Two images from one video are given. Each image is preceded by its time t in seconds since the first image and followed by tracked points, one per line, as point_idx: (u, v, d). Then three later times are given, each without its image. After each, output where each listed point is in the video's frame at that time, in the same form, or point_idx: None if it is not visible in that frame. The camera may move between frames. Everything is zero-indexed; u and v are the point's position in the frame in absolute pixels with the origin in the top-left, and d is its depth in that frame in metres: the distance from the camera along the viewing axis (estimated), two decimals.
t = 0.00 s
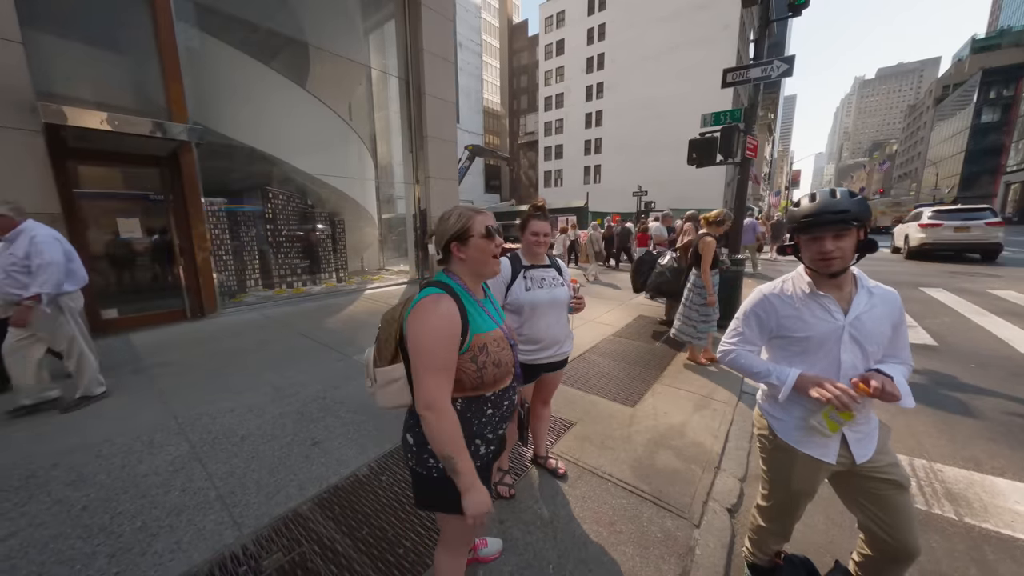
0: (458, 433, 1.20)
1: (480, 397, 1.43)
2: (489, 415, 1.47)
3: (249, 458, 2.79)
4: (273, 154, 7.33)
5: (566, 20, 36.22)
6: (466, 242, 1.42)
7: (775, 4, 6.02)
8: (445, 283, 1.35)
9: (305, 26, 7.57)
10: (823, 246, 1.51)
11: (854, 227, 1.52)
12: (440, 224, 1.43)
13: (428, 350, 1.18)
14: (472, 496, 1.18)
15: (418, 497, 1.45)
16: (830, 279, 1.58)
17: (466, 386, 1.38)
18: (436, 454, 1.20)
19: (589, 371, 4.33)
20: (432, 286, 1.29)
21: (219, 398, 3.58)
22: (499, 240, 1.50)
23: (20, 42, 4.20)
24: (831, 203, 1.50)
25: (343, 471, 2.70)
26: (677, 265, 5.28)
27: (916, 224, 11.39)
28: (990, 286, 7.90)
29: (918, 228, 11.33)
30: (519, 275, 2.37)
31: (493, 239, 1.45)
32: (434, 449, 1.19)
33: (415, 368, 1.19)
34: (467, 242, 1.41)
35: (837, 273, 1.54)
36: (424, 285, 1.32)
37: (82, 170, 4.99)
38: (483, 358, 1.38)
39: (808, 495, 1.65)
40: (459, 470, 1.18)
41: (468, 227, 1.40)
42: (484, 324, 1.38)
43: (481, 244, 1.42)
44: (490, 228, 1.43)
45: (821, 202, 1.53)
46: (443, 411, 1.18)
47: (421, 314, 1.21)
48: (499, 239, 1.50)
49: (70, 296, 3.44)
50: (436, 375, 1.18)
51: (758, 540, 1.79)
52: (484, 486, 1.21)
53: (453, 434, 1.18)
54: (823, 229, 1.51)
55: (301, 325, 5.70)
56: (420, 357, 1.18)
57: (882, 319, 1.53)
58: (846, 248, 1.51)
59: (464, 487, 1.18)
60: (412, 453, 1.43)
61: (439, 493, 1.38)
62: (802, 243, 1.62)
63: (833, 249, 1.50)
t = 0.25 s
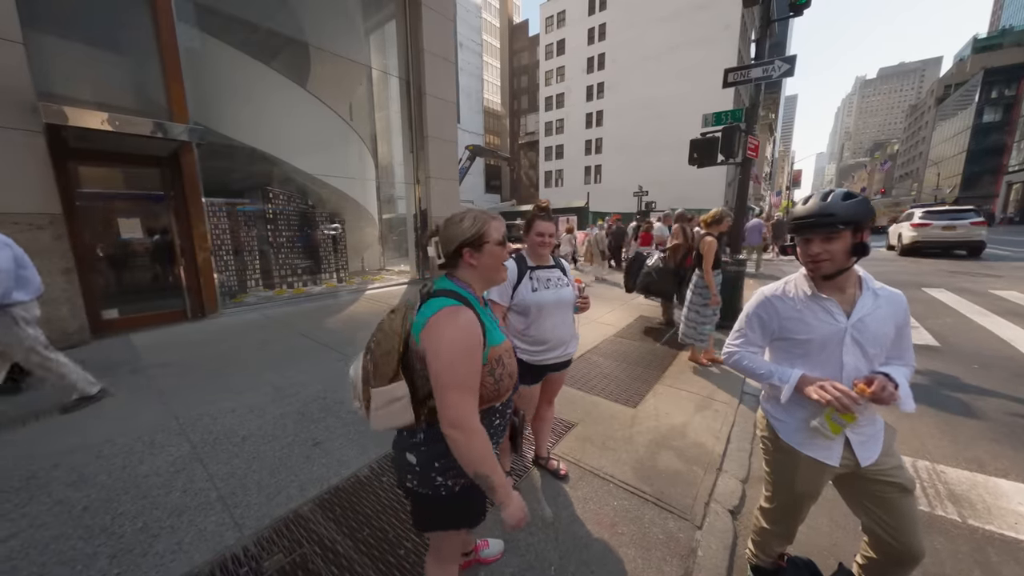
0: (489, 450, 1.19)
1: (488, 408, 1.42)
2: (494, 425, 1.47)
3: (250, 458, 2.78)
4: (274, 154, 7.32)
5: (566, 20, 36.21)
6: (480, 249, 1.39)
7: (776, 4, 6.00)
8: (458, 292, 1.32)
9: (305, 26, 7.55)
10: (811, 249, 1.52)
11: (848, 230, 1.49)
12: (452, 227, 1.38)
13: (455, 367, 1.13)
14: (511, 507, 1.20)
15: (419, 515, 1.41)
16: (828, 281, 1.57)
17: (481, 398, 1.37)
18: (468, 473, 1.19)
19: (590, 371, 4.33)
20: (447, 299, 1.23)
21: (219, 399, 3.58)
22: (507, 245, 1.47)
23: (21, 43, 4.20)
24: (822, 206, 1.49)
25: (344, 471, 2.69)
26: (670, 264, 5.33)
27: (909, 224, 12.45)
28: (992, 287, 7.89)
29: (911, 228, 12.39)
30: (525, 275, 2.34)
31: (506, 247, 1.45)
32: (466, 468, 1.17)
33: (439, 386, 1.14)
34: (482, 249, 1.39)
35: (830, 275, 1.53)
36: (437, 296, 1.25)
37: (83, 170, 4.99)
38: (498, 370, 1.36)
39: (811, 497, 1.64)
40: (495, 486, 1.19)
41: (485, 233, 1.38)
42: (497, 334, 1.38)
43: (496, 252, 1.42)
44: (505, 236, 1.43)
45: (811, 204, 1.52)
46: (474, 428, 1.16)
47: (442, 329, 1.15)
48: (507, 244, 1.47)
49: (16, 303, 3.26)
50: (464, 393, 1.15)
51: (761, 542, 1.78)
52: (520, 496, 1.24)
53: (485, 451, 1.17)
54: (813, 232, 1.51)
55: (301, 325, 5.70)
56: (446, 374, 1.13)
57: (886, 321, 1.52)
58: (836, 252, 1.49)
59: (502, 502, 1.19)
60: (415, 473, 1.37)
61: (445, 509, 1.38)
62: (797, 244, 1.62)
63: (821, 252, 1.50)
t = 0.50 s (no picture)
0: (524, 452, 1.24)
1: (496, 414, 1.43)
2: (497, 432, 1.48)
3: (253, 459, 2.77)
4: (274, 154, 7.31)
5: (568, 20, 36.19)
6: (496, 251, 1.40)
7: (780, 3, 5.97)
8: (475, 296, 1.31)
9: (307, 25, 7.53)
10: (820, 249, 1.49)
11: (859, 230, 1.45)
12: (468, 229, 1.36)
13: (492, 376, 1.12)
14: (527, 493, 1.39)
15: (423, 529, 1.38)
16: (839, 281, 1.54)
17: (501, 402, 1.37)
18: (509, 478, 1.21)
19: (594, 372, 4.30)
20: (471, 306, 1.20)
21: (222, 399, 3.56)
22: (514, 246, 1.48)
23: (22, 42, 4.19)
24: (832, 206, 1.46)
25: (347, 473, 2.67)
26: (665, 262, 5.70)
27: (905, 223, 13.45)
28: (997, 287, 7.85)
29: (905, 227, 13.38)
30: (533, 276, 2.32)
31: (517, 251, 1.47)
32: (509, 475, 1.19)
33: (475, 397, 1.13)
34: (501, 252, 1.40)
35: (839, 275, 1.51)
36: (457, 302, 1.22)
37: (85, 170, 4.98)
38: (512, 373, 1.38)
39: (824, 501, 1.61)
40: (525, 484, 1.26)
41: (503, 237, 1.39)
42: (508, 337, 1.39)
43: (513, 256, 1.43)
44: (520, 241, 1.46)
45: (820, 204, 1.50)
46: (517, 434, 1.18)
47: (474, 337, 1.14)
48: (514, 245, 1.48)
49: None
50: (504, 400, 1.15)
51: (771, 545, 1.76)
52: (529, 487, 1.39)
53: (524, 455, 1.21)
54: (821, 232, 1.49)
55: (303, 326, 5.68)
56: (488, 385, 1.12)
57: (901, 320, 1.49)
58: (845, 252, 1.47)
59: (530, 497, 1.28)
60: (423, 488, 1.33)
61: (454, 519, 1.37)
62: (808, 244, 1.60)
63: (831, 252, 1.48)
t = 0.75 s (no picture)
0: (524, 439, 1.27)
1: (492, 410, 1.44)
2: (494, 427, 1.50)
3: (254, 459, 2.77)
4: (275, 153, 7.27)
5: (569, 20, 36.15)
6: (473, 251, 1.40)
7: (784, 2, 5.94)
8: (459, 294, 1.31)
9: (309, 25, 7.52)
10: (822, 249, 1.48)
11: (862, 229, 1.44)
12: (443, 229, 1.35)
13: (485, 371, 1.13)
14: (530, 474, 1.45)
15: (430, 532, 1.37)
16: (844, 280, 1.52)
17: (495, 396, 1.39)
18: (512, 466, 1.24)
19: (595, 372, 4.29)
20: (457, 305, 1.20)
21: (223, 399, 3.56)
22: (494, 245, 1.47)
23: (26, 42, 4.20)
24: (833, 206, 1.45)
25: (348, 473, 2.67)
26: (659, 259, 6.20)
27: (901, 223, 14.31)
28: (1002, 288, 7.80)
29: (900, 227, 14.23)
30: (535, 276, 2.29)
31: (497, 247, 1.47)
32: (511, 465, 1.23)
33: (471, 394, 1.14)
34: (477, 251, 1.39)
35: (843, 275, 1.49)
36: (442, 303, 1.21)
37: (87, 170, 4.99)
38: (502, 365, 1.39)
39: (828, 503, 1.60)
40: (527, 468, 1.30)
41: (480, 235, 1.38)
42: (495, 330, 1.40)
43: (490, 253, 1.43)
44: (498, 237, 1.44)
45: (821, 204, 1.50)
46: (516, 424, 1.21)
47: (465, 335, 1.14)
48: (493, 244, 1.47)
49: None
50: (501, 393, 1.17)
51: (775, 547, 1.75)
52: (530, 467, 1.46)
53: (524, 443, 1.24)
54: (824, 231, 1.48)
55: (305, 326, 5.69)
56: (484, 381, 1.13)
57: (907, 319, 1.48)
58: (848, 251, 1.45)
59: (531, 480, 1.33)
60: (430, 491, 1.32)
61: (460, 518, 1.37)
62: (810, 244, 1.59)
63: (834, 252, 1.46)
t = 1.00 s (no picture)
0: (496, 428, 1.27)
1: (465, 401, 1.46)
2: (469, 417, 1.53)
3: (257, 458, 2.79)
4: (275, 152, 7.27)
5: (571, 20, 36.12)
6: (426, 253, 1.37)
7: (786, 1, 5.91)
8: (426, 292, 1.32)
9: (312, 26, 7.52)
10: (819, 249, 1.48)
11: (861, 230, 1.43)
12: (399, 230, 1.34)
13: (452, 361, 1.14)
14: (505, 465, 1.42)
15: (409, 527, 1.35)
16: (843, 280, 1.52)
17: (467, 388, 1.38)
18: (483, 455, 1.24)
19: (596, 372, 4.29)
20: (423, 299, 1.22)
21: (226, 398, 3.58)
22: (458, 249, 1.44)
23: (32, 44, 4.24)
24: (832, 206, 1.44)
25: (349, 472, 2.68)
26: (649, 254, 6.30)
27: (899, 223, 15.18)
28: (1006, 288, 7.74)
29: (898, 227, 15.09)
30: (534, 279, 2.28)
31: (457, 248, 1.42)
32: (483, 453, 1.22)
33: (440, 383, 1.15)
34: (430, 254, 1.36)
35: (840, 276, 1.50)
36: (408, 299, 1.22)
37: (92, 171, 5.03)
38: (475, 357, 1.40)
39: (830, 503, 1.60)
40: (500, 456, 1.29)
41: (435, 236, 1.35)
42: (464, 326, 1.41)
43: (447, 255, 1.39)
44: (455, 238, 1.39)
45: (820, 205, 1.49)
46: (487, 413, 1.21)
47: (432, 327, 1.15)
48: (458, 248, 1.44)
49: None
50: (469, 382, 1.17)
51: (776, 547, 1.74)
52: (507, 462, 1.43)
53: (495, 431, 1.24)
54: (822, 231, 1.48)
55: (307, 325, 5.71)
56: (451, 369, 1.14)
57: (908, 320, 1.47)
58: (845, 252, 1.45)
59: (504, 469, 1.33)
60: (409, 484, 1.31)
61: (440, 511, 1.36)
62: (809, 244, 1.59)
63: (830, 252, 1.47)
